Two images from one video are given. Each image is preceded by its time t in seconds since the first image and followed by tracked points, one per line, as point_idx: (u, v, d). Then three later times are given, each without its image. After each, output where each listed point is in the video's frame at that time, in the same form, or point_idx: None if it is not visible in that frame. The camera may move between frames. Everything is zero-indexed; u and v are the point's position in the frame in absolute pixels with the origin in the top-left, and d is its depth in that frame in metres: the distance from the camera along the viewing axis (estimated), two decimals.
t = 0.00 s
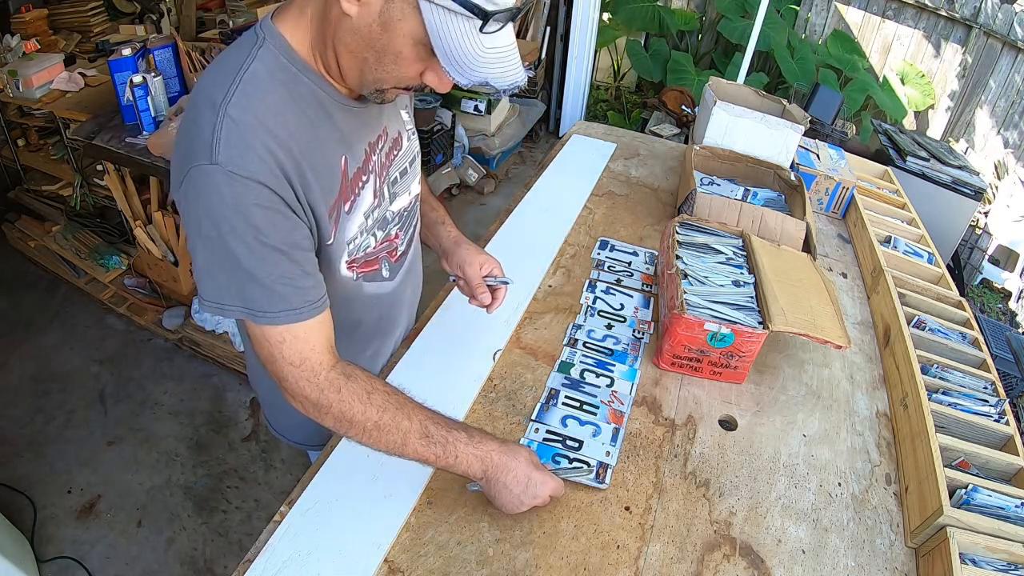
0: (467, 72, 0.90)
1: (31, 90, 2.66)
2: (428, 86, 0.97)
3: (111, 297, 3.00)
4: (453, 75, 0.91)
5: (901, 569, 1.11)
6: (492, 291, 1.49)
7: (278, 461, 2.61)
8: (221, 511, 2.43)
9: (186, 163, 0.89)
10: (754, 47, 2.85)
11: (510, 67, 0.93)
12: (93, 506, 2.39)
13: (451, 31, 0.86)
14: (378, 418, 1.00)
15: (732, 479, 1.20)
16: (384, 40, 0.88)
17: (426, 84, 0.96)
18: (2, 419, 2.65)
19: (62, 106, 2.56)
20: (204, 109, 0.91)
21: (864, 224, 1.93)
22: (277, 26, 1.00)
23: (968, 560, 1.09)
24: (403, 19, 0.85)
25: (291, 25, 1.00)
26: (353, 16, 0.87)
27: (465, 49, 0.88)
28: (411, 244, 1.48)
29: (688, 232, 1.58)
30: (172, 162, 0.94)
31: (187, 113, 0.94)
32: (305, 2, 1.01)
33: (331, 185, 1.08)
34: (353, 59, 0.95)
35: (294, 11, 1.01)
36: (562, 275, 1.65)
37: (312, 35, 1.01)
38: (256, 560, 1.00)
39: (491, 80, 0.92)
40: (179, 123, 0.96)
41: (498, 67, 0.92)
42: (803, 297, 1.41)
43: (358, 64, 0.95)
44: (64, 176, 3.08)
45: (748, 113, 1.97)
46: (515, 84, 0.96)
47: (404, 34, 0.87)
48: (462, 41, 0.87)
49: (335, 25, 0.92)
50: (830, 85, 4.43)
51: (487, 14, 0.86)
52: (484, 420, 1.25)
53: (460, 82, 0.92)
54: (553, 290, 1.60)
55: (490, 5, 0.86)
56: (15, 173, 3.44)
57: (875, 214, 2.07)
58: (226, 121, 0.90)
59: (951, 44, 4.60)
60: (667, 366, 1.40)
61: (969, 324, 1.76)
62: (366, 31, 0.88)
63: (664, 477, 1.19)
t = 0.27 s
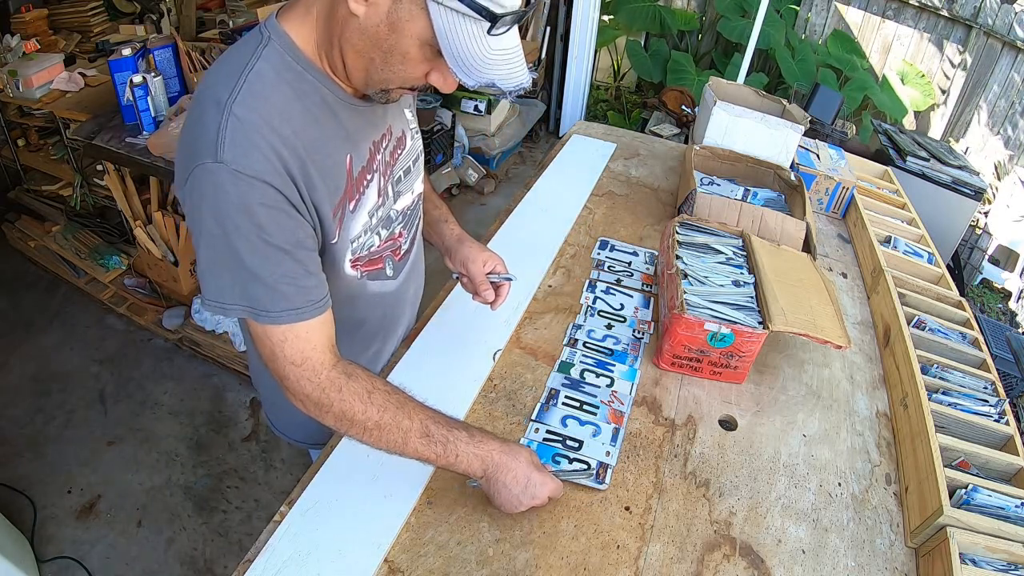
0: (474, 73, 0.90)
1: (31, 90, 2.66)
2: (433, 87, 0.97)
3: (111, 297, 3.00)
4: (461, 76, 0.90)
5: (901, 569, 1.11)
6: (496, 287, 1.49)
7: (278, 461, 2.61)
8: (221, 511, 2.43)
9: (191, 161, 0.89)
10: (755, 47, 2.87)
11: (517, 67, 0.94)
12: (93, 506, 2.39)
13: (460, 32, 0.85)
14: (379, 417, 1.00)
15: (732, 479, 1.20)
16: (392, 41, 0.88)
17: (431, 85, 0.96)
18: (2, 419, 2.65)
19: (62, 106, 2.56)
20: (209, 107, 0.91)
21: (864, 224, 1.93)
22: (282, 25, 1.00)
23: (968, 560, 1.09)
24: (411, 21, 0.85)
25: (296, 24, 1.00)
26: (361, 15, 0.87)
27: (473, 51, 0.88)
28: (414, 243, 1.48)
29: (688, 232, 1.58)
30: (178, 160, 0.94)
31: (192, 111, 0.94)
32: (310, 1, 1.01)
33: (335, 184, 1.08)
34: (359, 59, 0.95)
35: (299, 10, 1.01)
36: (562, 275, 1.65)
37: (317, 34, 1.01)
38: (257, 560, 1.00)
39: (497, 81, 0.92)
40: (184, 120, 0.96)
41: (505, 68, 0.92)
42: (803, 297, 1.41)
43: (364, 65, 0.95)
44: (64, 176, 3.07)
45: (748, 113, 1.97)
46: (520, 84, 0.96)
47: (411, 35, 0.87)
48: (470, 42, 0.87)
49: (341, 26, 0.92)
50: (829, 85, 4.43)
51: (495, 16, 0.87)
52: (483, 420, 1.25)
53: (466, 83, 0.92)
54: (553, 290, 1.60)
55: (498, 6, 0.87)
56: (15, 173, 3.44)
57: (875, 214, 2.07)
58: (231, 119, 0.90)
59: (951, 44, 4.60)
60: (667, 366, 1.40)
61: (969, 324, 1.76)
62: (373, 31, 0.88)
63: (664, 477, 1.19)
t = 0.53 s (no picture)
0: (472, 72, 0.90)
1: (31, 90, 2.65)
2: (432, 87, 0.97)
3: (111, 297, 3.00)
4: (459, 74, 0.90)
5: (901, 570, 1.11)
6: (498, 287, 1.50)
7: (278, 461, 2.61)
8: (221, 511, 2.43)
9: (192, 158, 0.89)
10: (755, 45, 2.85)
11: (515, 66, 0.94)
12: (93, 506, 2.39)
13: (458, 32, 0.85)
14: (378, 410, 1.00)
15: (732, 479, 1.20)
16: (390, 39, 0.88)
17: (430, 84, 0.96)
18: (2, 419, 2.65)
19: (62, 106, 2.56)
20: (209, 105, 0.91)
21: (864, 224, 1.92)
22: (282, 24, 1.00)
23: (968, 560, 1.09)
24: (409, 20, 0.86)
25: (295, 23, 1.00)
26: (360, 14, 0.87)
27: (472, 51, 0.88)
28: (414, 242, 1.48)
29: (689, 232, 1.58)
30: (177, 157, 0.94)
31: (192, 108, 0.94)
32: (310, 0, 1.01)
33: (335, 182, 1.08)
34: (358, 58, 0.95)
35: (299, 10, 1.01)
36: (562, 275, 1.65)
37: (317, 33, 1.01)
38: (257, 560, 1.00)
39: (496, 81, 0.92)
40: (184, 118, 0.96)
41: (503, 67, 0.92)
42: (803, 297, 1.41)
43: (363, 64, 0.95)
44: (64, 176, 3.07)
45: (748, 113, 1.97)
46: (518, 83, 0.96)
47: (410, 34, 0.87)
48: (468, 42, 0.87)
49: (341, 25, 0.92)
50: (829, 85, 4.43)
51: (493, 16, 0.87)
52: (483, 420, 1.25)
53: (464, 82, 0.92)
54: (553, 290, 1.60)
55: (496, 6, 0.87)
56: (15, 173, 3.44)
57: (875, 214, 2.07)
58: (231, 117, 0.90)
59: (951, 44, 4.60)
60: (667, 366, 1.40)
61: (969, 324, 1.76)
62: (372, 30, 0.88)
63: (664, 477, 1.19)
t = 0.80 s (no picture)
0: (466, 68, 0.90)
1: (31, 90, 2.65)
2: (427, 83, 0.98)
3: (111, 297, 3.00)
4: (452, 70, 0.90)
5: (901, 570, 1.11)
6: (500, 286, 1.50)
7: (278, 461, 2.61)
8: (221, 511, 2.43)
9: (188, 157, 0.89)
10: (755, 46, 2.86)
11: (510, 61, 0.93)
12: (93, 506, 2.39)
13: (451, 27, 0.85)
14: (379, 407, 1.00)
15: (732, 479, 1.20)
16: (384, 36, 0.88)
17: (425, 80, 0.97)
18: (2, 419, 2.65)
19: (62, 106, 2.56)
20: (205, 103, 0.92)
21: (864, 224, 1.92)
22: (277, 23, 1.00)
23: (968, 560, 1.09)
24: (403, 17, 0.86)
25: (290, 22, 1.00)
26: (353, 11, 0.87)
27: (465, 46, 0.87)
28: (413, 240, 1.48)
29: (688, 232, 1.58)
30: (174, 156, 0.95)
31: (188, 107, 0.94)
32: None
33: (331, 179, 1.08)
34: (353, 55, 0.95)
35: (293, 9, 1.01)
36: (562, 275, 1.65)
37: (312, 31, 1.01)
38: (257, 560, 1.00)
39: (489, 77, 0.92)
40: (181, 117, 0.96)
41: (496, 63, 0.91)
42: (803, 297, 1.41)
43: (358, 60, 0.95)
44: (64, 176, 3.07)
45: (748, 113, 1.97)
46: (513, 79, 0.96)
47: (404, 30, 0.87)
48: (462, 37, 0.86)
49: (335, 22, 0.92)
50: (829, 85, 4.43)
51: (485, 10, 0.86)
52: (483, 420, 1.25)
53: (458, 78, 0.92)
54: (553, 290, 1.60)
55: (489, 0, 0.86)
56: (15, 173, 3.43)
57: (875, 214, 2.07)
58: (226, 115, 0.90)
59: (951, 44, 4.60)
60: (667, 366, 1.40)
61: (969, 324, 1.76)
62: (366, 27, 0.88)
63: (664, 477, 1.19)
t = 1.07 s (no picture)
0: (459, 64, 0.90)
1: (31, 90, 2.66)
2: (423, 81, 0.97)
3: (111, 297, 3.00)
4: (445, 67, 0.90)
5: (901, 569, 1.11)
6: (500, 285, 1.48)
7: (278, 461, 2.61)
8: (221, 511, 2.43)
9: (184, 156, 0.90)
10: (755, 46, 2.86)
11: (504, 57, 0.93)
12: (93, 506, 2.39)
13: (444, 23, 0.85)
14: (376, 406, 0.99)
15: (732, 479, 1.20)
16: (378, 34, 0.88)
17: (421, 79, 0.97)
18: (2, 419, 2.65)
19: (62, 106, 2.56)
20: (201, 103, 0.92)
21: (864, 224, 1.92)
22: (273, 23, 1.00)
23: (968, 560, 1.09)
24: (396, 15, 0.86)
25: (286, 22, 1.00)
26: (347, 9, 0.87)
27: (457, 42, 0.88)
28: (411, 239, 1.48)
29: (688, 232, 1.58)
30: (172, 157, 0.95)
31: (185, 107, 0.94)
32: None
33: (328, 178, 1.08)
34: (347, 55, 0.95)
35: (289, 9, 1.01)
36: (562, 275, 1.65)
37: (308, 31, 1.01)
38: (257, 560, 1.00)
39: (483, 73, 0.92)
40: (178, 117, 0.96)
41: (489, 59, 0.91)
42: (803, 297, 1.41)
43: (352, 60, 0.95)
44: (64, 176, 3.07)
45: (748, 113, 1.96)
46: (507, 76, 0.96)
47: (398, 28, 0.87)
48: (454, 33, 0.87)
49: (330, 22, 0.92)
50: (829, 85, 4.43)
51: (477, 6, 0.86)
52: (483, 420, 1.25)
53: (451, 75, 0.92)
54: (553, 290, 1.60)
55: None
56: (15, 173, 3.43)
57: (875, 214, 2.07)
58: (222, 115, 0.90)
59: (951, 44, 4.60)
60: (667, 366, 1.40)
61: (969, 324, 1.76)
62: (360, 26, 0.88)
63: (664, 477, 1.19)
